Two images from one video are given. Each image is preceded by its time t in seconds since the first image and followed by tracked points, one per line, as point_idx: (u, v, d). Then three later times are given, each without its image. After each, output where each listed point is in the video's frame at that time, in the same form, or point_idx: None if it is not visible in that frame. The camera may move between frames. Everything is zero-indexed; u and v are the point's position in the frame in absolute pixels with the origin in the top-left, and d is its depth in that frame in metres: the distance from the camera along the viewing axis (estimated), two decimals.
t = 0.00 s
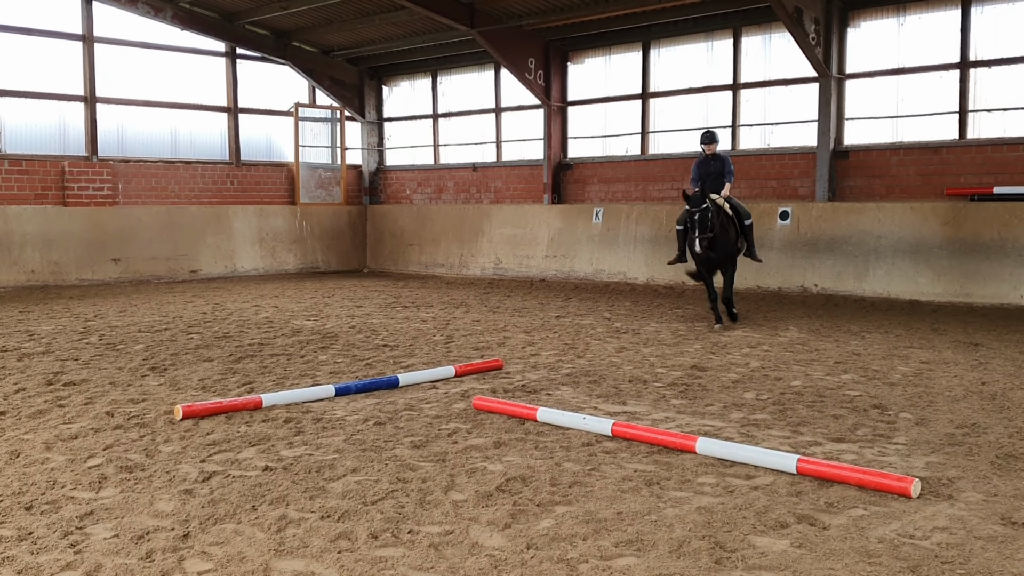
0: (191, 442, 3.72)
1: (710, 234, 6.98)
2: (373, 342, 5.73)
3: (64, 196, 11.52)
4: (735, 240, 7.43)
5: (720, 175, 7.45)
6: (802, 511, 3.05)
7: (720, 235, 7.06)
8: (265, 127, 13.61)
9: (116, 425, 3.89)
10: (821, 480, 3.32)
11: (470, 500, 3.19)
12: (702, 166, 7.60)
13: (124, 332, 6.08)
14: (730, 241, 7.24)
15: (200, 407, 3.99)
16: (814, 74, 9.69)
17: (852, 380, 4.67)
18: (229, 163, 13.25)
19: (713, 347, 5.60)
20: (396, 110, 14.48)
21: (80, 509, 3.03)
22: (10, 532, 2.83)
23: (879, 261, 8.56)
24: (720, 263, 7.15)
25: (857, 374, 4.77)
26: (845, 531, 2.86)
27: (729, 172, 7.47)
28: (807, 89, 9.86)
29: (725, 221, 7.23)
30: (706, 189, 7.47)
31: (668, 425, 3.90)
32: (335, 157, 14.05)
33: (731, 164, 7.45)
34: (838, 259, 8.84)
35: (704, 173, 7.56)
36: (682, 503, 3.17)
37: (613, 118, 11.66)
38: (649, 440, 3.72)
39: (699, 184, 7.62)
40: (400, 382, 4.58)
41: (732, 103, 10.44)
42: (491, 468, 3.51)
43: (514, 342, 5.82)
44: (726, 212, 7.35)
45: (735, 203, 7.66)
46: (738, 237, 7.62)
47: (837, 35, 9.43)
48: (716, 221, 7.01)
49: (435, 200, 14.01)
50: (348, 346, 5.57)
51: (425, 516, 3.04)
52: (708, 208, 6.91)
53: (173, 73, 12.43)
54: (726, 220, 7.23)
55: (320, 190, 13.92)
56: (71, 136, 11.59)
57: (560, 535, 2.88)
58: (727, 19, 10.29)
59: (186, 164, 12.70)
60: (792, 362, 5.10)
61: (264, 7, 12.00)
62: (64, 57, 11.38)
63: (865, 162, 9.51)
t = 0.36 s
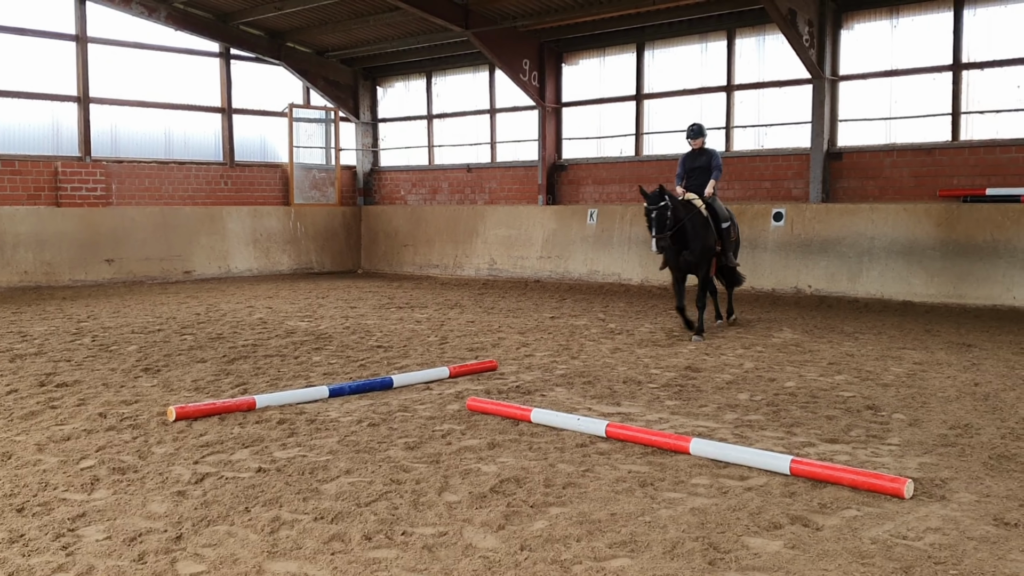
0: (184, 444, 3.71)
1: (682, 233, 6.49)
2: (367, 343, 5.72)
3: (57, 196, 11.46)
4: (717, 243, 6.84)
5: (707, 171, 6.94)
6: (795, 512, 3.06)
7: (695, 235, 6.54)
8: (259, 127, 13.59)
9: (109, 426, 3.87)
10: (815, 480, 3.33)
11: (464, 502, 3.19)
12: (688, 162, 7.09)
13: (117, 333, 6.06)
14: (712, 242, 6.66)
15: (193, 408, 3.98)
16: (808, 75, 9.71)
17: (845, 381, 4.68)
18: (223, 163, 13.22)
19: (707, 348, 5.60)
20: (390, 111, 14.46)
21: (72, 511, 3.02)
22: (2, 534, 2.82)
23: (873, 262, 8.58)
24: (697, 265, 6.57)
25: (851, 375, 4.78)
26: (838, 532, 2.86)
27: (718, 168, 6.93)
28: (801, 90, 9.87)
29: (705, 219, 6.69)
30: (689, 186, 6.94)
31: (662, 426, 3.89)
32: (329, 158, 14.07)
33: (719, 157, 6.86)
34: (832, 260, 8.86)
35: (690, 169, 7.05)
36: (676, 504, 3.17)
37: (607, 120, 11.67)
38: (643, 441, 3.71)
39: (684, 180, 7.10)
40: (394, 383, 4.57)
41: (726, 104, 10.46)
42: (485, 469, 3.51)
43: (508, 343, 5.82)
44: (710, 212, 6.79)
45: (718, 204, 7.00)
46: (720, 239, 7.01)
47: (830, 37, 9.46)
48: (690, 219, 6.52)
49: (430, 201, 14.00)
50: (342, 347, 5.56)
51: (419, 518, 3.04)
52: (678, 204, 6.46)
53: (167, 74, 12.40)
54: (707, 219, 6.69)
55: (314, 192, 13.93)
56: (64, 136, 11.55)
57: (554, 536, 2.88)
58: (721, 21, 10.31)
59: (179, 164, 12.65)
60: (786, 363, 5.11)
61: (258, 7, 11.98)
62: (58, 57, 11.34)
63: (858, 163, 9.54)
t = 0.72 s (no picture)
0: (182, 444, 3.71)
1: (643, 234, 6.01)
2: (364, 343, 5.72)
3: (54, 197, 11.48)
4: (687, 247, 6.33)
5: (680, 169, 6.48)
6: (792, 513, 3.06)
7: (659, 237, 6.07)
8: (257, 128, 13.57)
9: (107, 427, 3.87)
10: (812, 482, 3.33)
11: (462, 503, 3.19)
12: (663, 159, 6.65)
13: (115, 333, 6.07)
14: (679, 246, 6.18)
15: (191, 409, 3.98)
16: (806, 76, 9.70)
17: (843, 382, 4.68)
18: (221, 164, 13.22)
19: (705, 349, 5.60)
20: (387, 112, 14.44)
21: (70, 512, 3.02)
22: None
23: (870, 264, 8.59)
24: (663, 272, 6.11)
25: (848, 377, 4.78)
26: (836, 533, 2.87)
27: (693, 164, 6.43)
28: (798, 92, 9.86)
29: (671, 221, 6.20)
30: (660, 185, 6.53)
31: (659, 427, 3.88)
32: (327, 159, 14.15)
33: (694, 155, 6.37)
34: (829, 261, 8.87)
35: (664, 166, 6.63)
36: (673, 505, 3.17)
37: (605, 120, 11.66)
38: (640, 442, 3.71)
39: (661, 178, 6.72)
40: (392, 384, 4.57)
41: (724, 105, 10.44)
42: (482, 469, 3.50)
43: (506, 344, 5.82)
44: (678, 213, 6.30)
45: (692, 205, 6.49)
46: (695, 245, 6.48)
47: (828, 38, 9.46)
48: (652, 219, 6.04)
49: (428, 202, 13.99)
50: (339, 348, 5.57)
51: (416, 518, 3.04)
52: (638, 202, 5.99)
53: (165, 74, 12.40)
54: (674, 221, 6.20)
55: (312, 192, 13.99)
56: (62, 137, 11.55)
57: (551, 537, 2.88)
58: (719, 22, 10.30)
59: (177, 165, 12.65)
60: (784, 364, 5.11)
61: (256, 8, 11.97)
62: (55, 58, 11.34)
63: (856, 164, 9.55)
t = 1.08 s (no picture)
0: (183, 444, 3.70)
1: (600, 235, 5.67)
2: (365, 343, 5.73)
3: (55, 197, 11.45)
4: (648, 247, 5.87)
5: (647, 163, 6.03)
6: (793, 513, 3.06)
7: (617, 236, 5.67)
8: (257, 128, 13.57)
9: (108, 426, 3.87)
10: (812, 481, 3.33)
11: (462, 502, 3.19)
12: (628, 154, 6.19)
13: (116, 333, 6.07)
14: (641, 245, 5.75)
15: (192, 408, 3.98)
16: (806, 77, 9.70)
17: (843, 382, 4.68)
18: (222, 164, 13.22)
19: (705, 349, 5.60)
20: (388, 112, 14.43)
21: (72, 511, 3.03)
22: (1, 534, 2.84)
23: (870, 264, 8.60)
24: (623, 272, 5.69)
25: (848, 377, 4.79)
26: (836, 532, 2.87)
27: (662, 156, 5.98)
28: (799, 92, 9.87)
29: (631, 220, 5.78)
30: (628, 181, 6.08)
31: (660, 426, 3.88)
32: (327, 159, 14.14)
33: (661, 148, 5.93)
34: (829, 261, 8.89)
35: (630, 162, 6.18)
36: (673, 504, 3.17)
37: (605, 121, 11.66)
38: (641, 442, 3.70)
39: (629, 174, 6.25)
40: (392, 383, 4.57)
41: (724, 105, 10.45)
42: (483, 469, 3.50)
43: (506, 343, 5.82)
44: (640, 211, 5.85)
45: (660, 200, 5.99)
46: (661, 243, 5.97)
47: (828, 38, 9.47)
48: (606, 219, 5.67)
49: (428, 202, 13.99)
50: (340, 348, 5.57)
51: (417, 518, 3.05)
52: (591, 201, 5.65)
53: (165, 74, 12.40)
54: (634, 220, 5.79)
55: (313, 193, 13.98)
56: (62, 137, 11.55)
57: (553, 536, 2.88)
58: (720, 22, 10.30)
59: (177, 164, 12.63)
60: (784, 364, 5.12)
61: (256, 9, 11.98)
62: (56, 58, 11.35)
63: (856, 164, 9.56)
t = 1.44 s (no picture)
0: (190, 443, 3.70)
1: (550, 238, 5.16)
2: (371, 343, 5.73)
3: (61, 197, 11.44)
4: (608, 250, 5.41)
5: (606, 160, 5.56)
6: (800, 511, 3.05)
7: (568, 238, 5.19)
8: (263, 128, 13.60)
9: (116, 425, 3.88)
10: (819, 480, 3.33)
11: (470, 500, 3.20)
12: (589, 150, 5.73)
13: (123, 333, 6.08)
14: (600, 249, 5.31)
15: (200, 407, 3.97)
16: (812, 75, 9.71)
17: (850, 381, 4.67)
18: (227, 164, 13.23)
19: (712, 348, 5.58)
20: (393, 112, 14.46)
21: (81, 509, 3.05)
22: (11, 532, 2.87)
23: (876, 262, 8.60)
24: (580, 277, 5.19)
25: (855, 375, 4.78)
26: (844, 531, 2.86)
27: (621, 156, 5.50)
28: (804, 90, 9.87)
29: (587, 221, 5.35)
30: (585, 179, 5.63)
31: (667, 426, 3.87)
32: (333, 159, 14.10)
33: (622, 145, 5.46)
34: (835, 260, 8.88)
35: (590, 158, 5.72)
36: (681, 503, 3.17)
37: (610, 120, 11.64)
38: (648, 441, 3.68)
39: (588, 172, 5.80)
40: (398, 382, 4.56)
41: (730, 104, 10.45)
42: (490, 468, 3.49)
43: (512, 343, 5.82)
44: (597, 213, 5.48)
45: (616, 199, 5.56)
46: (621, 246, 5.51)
47: (835, 37, 9.47)
48: (559, 221, 5.22)
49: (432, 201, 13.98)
50: (346, 347, 5.57)
51: (425, 516, 3.06)
52: (536, 202, 5.17)
53: (171, 74, 12.40)
54: (590, 221, 5.36)
55: (319, 193, 14.01)
56: (68, 137, 11.55)
57: (560, 535, 2.88)
58: (725, 21, 10.30)
59: (183, 164, 12.62)
60: (791, 363, 5.10)
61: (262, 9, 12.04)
62: (63, 58, 11.33)
63: (861, 163, 9.54)
